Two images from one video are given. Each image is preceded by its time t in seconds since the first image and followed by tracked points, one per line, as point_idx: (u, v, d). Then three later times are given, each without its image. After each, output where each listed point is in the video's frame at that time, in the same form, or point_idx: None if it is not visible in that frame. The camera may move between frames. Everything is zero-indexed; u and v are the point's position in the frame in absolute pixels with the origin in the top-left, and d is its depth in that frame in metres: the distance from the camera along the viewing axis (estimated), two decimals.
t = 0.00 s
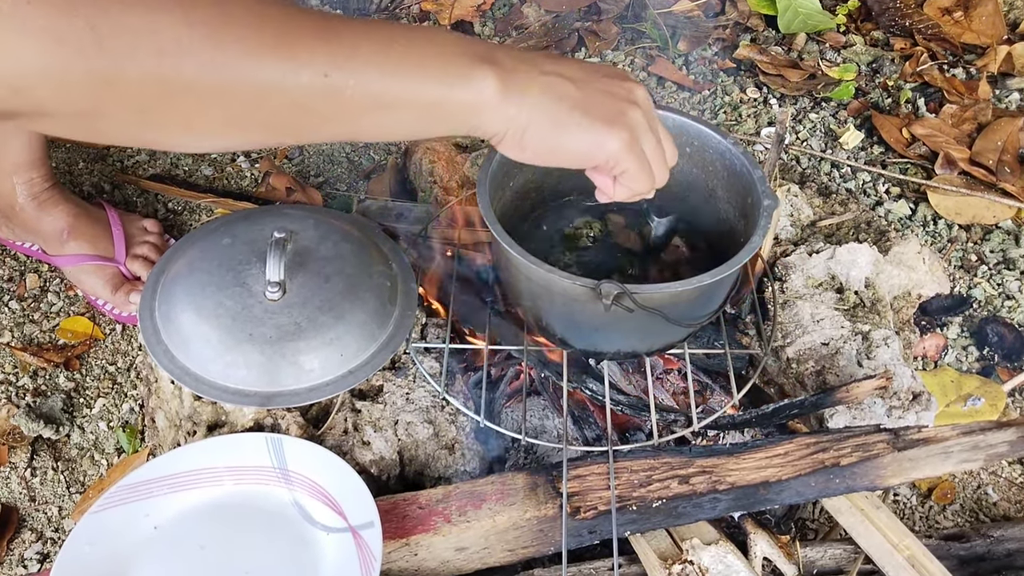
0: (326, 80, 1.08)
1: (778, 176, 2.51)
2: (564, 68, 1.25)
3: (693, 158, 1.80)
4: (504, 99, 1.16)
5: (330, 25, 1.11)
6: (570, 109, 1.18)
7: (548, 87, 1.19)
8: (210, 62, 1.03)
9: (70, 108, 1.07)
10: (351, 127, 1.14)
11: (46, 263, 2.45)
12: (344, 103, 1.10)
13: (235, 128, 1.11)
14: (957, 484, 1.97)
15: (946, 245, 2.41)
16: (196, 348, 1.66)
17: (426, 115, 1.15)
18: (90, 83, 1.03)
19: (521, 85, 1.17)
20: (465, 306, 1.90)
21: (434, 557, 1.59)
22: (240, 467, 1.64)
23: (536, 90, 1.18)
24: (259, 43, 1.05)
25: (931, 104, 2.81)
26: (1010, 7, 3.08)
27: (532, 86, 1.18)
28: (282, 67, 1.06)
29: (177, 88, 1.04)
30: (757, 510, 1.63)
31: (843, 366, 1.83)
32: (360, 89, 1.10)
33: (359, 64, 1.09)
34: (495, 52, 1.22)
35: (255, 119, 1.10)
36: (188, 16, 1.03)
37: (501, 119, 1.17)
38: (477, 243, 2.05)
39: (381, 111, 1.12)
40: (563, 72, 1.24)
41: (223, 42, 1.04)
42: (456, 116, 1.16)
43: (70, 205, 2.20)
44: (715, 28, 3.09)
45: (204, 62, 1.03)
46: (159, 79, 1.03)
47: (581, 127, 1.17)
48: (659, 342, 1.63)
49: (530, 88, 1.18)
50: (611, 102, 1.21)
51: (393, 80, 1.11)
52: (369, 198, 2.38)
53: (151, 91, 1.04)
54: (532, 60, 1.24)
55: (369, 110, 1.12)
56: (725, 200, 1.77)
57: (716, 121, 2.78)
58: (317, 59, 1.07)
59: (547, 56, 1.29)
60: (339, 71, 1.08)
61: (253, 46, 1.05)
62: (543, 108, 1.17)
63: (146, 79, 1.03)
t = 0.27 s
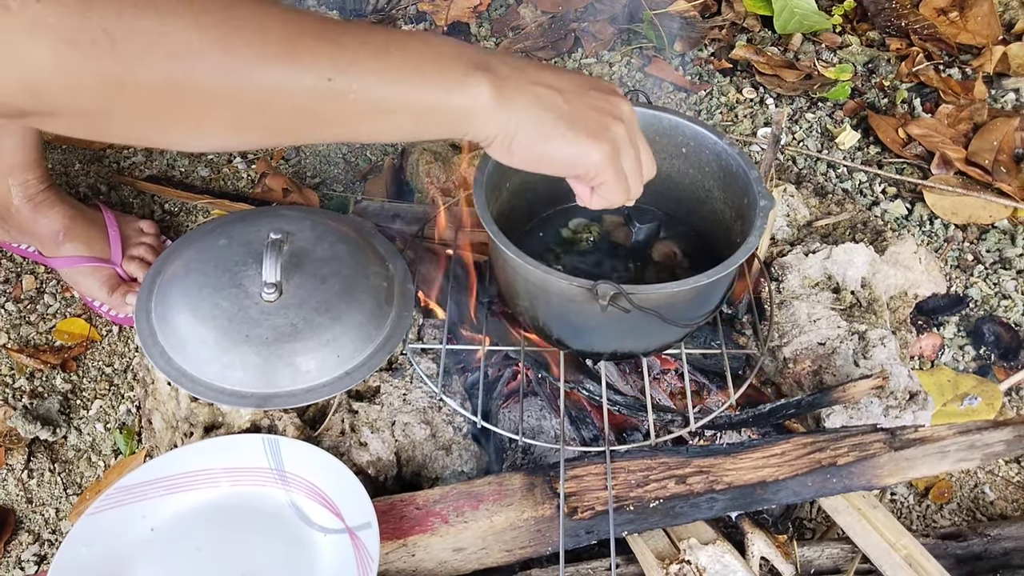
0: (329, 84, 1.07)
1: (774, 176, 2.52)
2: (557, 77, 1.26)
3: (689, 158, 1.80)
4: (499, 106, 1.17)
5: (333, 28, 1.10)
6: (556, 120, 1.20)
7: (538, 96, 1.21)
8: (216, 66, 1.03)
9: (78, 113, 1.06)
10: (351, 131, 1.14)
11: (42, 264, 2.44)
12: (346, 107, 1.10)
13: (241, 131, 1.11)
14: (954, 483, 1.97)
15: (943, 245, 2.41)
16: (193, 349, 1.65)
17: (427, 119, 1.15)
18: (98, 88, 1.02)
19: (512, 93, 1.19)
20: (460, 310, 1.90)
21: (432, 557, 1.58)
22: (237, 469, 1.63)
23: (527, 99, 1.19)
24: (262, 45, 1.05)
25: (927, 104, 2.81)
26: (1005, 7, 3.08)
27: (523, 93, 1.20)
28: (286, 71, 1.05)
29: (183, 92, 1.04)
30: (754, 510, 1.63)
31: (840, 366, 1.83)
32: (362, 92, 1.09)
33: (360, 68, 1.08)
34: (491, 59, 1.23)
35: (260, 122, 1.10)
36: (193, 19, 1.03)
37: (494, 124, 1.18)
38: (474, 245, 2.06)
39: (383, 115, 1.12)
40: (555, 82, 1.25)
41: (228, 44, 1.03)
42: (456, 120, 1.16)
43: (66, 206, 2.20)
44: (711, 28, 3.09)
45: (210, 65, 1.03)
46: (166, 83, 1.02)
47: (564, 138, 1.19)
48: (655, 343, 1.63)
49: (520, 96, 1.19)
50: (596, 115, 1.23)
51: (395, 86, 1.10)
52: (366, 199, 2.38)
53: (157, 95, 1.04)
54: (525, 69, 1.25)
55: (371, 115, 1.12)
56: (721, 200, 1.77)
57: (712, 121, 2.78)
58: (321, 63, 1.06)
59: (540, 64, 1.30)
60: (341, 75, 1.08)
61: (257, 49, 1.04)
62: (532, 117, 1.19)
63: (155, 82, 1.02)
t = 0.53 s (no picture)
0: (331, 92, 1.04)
1: (770, 175, 2.52)
2: (568, 88, 1.20)
3: (685, 157, 1.80)
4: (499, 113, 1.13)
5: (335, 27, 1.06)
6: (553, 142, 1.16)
7: (543, 112, 1.15)
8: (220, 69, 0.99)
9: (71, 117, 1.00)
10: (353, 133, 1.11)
11: (39, 266, 2.44)
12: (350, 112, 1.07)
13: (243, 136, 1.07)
14: (950, 482, 1.97)
15: (938, 244, 2.42)
16: (189, 350, 1.65)
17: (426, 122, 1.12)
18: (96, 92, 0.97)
19: (515, 105, 1.14)
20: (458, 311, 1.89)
21: (429, 558, 1.58)
22: (233, 470, 1.63)
23: (526, 110, 1.14)
24: (264, 47, 1.00)
25: (923, 103, 2.82)
26: (1000, 6, 3.09)
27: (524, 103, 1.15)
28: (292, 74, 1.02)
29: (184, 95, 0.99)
30: (751, 509, 1.64)
31: (836, 365, 1.83)
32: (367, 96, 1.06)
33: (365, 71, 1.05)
34: (501, 57, 1.16)
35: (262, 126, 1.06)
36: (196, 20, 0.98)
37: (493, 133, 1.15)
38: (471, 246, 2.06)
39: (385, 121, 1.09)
40: (565, 96, 1.19)
41: (233, 45, 0.99)
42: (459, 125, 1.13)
43: (62, 208, 2.20)
44: (707, 28, 3.09)
45: (214, 69, 0.98)
46: (166, 90, 0.98)
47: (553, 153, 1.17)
48: (652, 342, 1.64)
49: (523, 109, 1.14)
50: (597, 136, 1.20)
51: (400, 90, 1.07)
52: (362, 199, 2.38)
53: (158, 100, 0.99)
54: (537, 69, 1.18)
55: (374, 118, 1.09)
56: (717, 200, 1.77)
57: (709, 120, 2.79)
58: (323, 67, 1.03)
59: (553, 62, 1.24)
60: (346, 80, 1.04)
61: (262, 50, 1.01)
62: (526, 129, 1.15)
63: (154, 88, 0.98)
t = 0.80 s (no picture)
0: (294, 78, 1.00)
1: (767, 172, 2.52)
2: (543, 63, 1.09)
3: (681, 154, 1.80)
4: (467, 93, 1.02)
5: None
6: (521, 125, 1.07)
7: (513, 88, 1.05)
8: (157, 58, 0.85)
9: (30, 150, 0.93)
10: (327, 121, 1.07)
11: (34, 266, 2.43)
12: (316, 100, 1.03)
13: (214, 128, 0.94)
14: (948, 478, 1.97)
15: (936, 240, 2.41)
16: (184, 350, 1.65)
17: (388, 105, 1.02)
18: (53, 111, 0.86)
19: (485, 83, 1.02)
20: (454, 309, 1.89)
21: (426, 557, 1.58)
22: (230, 470, 1.63)
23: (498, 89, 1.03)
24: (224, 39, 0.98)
25: (920, 99, 2.81)
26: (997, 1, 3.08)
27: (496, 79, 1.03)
28: (251, 52, 0.88)
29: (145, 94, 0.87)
30: (748, 506, 1.63)
31: (833, 361, 1.83)
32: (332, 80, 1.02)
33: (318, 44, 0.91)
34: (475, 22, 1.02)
35: (224, 113, 0.92)
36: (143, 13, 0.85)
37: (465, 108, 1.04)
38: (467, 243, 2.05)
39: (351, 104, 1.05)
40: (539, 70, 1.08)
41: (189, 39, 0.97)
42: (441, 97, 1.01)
43: (57, 209, 2.20)
44: (704, 24, 3.08)
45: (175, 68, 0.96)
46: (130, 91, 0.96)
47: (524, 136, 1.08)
48: (648, 340, 1.63)
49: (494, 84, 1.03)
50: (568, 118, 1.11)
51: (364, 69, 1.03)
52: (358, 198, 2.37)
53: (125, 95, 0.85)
54: (513, 32, 1.05)
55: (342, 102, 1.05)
56: (713, 196, 1.77)
57: (706, 117, 2.78)
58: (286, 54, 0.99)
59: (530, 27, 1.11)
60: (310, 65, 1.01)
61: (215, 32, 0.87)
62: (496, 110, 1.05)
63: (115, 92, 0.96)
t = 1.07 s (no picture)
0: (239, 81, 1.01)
1: (763, 169, 2.51)
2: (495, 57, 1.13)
3: (676, 151, 1.79)
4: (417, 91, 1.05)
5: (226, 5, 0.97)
6: (473, 119, 1.10)
7: (464, 83, 1.09)
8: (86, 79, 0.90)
9: (11, 154, 0.95)
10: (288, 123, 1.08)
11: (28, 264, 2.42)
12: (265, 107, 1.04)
13: (175, 134, 1.00)
14: (945, 476, 1.97)
15: (933, 237, 2.41)
16: (178, 349, 1.64)
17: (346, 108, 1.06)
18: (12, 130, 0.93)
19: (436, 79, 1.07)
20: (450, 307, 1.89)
21: (421, 556, 1.57)
22: (224, 469, 1.62)
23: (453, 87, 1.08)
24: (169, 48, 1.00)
25: (916, 96, 2.81)
26: None
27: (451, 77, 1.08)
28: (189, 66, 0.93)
29: (108, 107, 0.93)
30: (744, 504, 1.63)
31: (829, 359, 1.82)
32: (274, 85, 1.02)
33: (254, 52, 0.96)
34: (418, 21, 1.08)
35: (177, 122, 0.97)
36: (71, 36, 0.89)
37: (417, 110, 1.09)
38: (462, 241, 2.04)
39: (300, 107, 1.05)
40: (488, 63, 1.12)
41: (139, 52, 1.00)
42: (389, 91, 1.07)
43: (50, 208, 2.20)
44: (701, 21, 3.08)
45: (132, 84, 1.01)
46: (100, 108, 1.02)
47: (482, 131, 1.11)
48: (644, 337, 1.63)
49: (445, 81, 1.07)
50: (526, 112, 1.14)
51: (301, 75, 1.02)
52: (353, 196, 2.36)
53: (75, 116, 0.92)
54: (460, 33, 1.11)
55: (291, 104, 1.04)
56: (708, 193, 1.76)
57: (702, 114, 2.77)
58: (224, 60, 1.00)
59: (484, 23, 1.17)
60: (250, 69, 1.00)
61: (146, 47, 0.92)
62: (454, 108, 1.09)
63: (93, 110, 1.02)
